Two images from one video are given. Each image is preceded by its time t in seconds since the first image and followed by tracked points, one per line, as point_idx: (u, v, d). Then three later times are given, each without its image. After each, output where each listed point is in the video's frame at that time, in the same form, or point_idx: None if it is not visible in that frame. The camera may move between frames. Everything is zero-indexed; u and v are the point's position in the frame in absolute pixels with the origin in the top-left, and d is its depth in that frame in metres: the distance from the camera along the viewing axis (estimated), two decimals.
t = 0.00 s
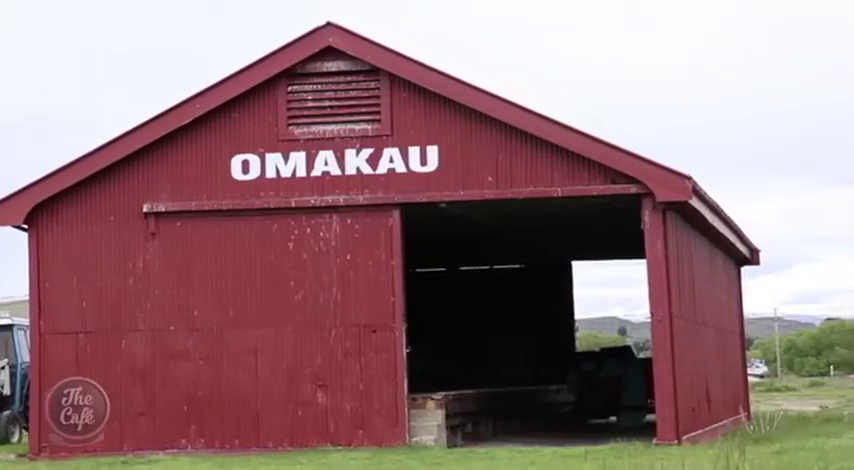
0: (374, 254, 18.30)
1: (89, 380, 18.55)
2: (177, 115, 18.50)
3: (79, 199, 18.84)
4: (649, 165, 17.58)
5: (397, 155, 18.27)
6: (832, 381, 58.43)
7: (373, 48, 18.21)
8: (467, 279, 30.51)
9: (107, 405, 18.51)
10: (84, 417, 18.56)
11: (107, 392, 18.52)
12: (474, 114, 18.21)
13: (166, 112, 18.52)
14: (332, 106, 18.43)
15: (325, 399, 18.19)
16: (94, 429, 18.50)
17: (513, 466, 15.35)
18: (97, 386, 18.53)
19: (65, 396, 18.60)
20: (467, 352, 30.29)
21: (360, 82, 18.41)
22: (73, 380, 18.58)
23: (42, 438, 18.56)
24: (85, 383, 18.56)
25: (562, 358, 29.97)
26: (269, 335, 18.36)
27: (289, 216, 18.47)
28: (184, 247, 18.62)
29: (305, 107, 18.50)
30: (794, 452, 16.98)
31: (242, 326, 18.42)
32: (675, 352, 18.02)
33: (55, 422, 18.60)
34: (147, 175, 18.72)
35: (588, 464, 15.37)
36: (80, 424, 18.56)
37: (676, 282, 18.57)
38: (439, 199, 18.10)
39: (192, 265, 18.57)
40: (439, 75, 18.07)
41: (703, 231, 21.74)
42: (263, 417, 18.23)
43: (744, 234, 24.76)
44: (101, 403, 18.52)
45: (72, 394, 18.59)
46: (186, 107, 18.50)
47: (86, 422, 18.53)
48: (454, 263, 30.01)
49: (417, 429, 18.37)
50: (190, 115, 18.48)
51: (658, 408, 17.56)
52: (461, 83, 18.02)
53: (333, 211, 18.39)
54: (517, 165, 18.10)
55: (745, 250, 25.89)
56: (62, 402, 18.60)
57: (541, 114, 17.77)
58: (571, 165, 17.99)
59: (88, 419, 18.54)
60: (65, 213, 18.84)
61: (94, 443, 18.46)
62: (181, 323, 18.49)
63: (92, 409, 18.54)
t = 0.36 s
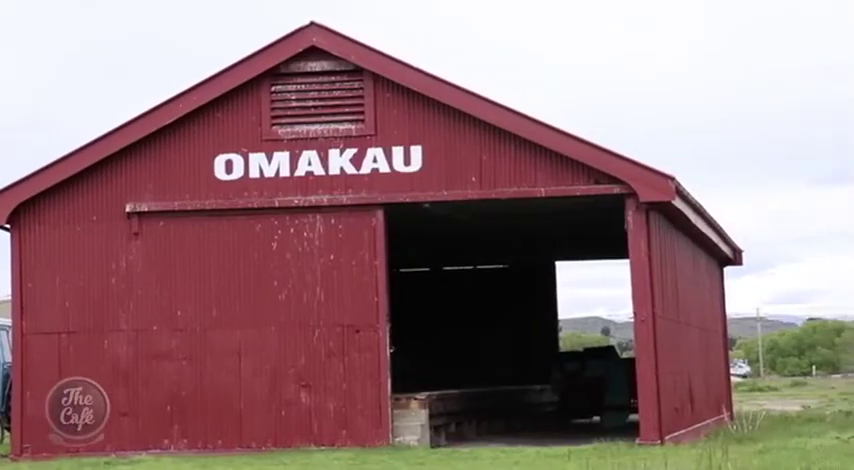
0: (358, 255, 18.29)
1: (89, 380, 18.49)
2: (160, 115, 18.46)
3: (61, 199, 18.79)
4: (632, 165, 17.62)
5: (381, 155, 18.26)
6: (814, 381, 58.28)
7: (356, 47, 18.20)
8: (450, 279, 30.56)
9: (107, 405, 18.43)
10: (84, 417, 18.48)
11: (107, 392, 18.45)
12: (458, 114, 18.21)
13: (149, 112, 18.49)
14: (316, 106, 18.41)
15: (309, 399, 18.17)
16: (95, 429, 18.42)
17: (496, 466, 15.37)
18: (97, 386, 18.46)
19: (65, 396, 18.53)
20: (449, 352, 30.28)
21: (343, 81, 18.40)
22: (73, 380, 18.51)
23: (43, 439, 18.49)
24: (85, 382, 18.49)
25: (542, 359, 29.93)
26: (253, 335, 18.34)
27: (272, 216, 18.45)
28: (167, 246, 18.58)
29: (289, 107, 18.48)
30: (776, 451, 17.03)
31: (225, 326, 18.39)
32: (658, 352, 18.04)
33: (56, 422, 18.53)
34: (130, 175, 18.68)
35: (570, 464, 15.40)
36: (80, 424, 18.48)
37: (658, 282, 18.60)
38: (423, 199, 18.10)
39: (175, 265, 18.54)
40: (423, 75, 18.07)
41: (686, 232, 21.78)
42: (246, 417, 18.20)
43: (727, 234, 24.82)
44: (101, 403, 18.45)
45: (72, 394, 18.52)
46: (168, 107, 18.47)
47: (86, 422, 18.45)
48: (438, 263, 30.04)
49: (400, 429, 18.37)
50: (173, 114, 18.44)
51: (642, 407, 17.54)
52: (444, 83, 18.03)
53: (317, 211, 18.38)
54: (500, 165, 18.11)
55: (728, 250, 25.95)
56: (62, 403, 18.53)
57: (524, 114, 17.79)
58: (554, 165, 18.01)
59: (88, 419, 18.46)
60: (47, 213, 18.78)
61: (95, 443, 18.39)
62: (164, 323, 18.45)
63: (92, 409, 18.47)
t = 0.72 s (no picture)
0: (341, 255, 18.28)
1: (88, 379, 18.40)
2: (141, 115, 18.43)
3: (42, 199, 18.74)
4: (614, 165, 17.66)
5: (363, 155, 18.26)
6: (795, 381, 58.19)
7: (339, 47, 18.19)
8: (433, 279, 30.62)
9: (107, 404, 18.34)
10: (85, 417, 18.39)
11: (107, 392, 18.35)
12: (440, 114, 18.22)
13: (130, 112, 18.44)
14: (298, 106, 18.39)
15: (291, 399, 18.14)
16: (95, 429, 18.32)
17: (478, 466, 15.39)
18: (97, 386, 18.37)
19: (65, 396, 18.46)
20: (432, 352, 30.28)
21: (326, 81, 18.38)
22: (73, 380, 18.43)
23: (44, 440, 18.40)
24: (85, 382, 18.40)
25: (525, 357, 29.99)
26: (234, 335, 18.31)
27: (254, 216, 18.42)
28: (149, 246, 18.54)
29: (271, 107, 18.46)
30: (757, 451, 17.08)
31: (207, 326, 18.35)
32: (640, 352, 18.08)
33: (55, 422, 18.45)
34: (112, 174, 18.63)
35: (552, 464, 15.42)
36: (80, 424, 18.39)
37: (640, 283, 18.64)
38: (405, 199, 18.10)
39: (157, 265, 18.50)
40: (405, 75, 18.07)
41: (667, 232, 21.83)
42: (228, 417, 18.17)
43: (709, 235, 24.88)
44: (101, 403, 18.35)
45: (72, 394, 18.45)
46: (150, 106, 18.43)
47: (86, 422, 18.36)
48: (420, 263, 30.08)
49: (383, 429, 18.35)
50: (154, 114, 18.41)
51: (624, 408, 17.61)
52: (427, 83, 18.03)
53: (299, 211, 18.36)
54: (483, 165, 18.12)
55: (709, 250, 26.01)
56: (63, 403, 18.45)
57: (507, 114, 17.80)
58: (537, 166, 18.04)
59: (88, 419, 18.37)
60: (28, 213, 18.74)
61: (95, 443, 18.29)
62: (146, 323, 18.41)
63: (92, 409, 18.38)
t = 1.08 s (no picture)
0: (322, 255, 18.26)
1: (89, 380, 18.31)
2: (122, 114, 18.38)
3: (22, 199, 18.69)
4: (596, 165, 17.70)
5: (345, 155, 18.25)
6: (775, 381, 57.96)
7: (320, 47, 18.17)
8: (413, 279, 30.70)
9: (107, 405, 18.27)
10: (84, 417, 18.31)
11: (107, 392, 18.29)
12: (422, 114, 18.22)
13: (110, 112, 18.39)
14: (279, 106, 18.37)
15: (272, 399, 18.12)
16: (96, 429, 18.24)
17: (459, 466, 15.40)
18: (97, 386, 18.30)
19: (65, 396, 18.37)
20: (411, 352, 30.21)
21: (307, 81, 18.37)
22: (73, 379, 18.34)
23: (43, 439, 18.31)
24: (85, 382, 18.31)
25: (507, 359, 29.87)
26: (215, 335, 18.28)
27: (236, 216, 18.39)
28: (130, 246, 18.49)
29: (253, 107, 18.43)
30: (738, 451, 17.13)
31: (188, 325, 18.32)
32: (621, 352, 18.11)
33: (55, 422, 18.36)
34: (92, 175, 18.58)
35: (533, 464, 15.43)
36: (80, 424, 18.30)
37: (622, 283, 18.67)
38: (386, 199, 18.10)
39: (138, 265, 18.45)
40: (386, 75, 18.06)
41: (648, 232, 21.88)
42: (209, 417, 18.14)
43: (689, 235, 24.94)
44: (101, 403, 18.28)
45: (72, 394, 18.36)
46: (130, 106, 18.38)
47: (86, 422, 18.28)
48: (401, 263, 30.10)
49: (364, 429, 18.36)
50: (135, 114, 18.37)
51: (605, 407, 17.64)
52: (408, 83, 18.03)
53: (281, 211, 18.34)
54: (464, 165, 18.13)
55: (690, 250, 26.07)
56: (62, 403, 18.36)
57: (488, 114, 17.81)
58: (518, 166, 18.05)
59: (88, 419, 18.29)
60: (8, 214, 18.69)
61: (96, 444, 18.21)
62: (126, 323, 18.36)
63: (92, 409, 18.29)
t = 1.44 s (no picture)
0: (303, 255, 18.24)
1: (89, 379, 18.25)
2: (103, 114, 18.33)
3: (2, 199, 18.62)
4: (577, 166, 17.73)
5: (326, 155, 18.23)
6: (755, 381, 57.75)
7: (302, 47, 18.15)
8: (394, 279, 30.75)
9: (107, 405, 18.20)
10: (84, 417, 18.23)
11: (107, 392, 18.22)
12: (403, 114, 18.22)
13: (89, 112, 18.34)
14: (261, 105, 18.34)
15: (253, 399, 18.09)
16: (96, 429, 18.16)
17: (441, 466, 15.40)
18: (97, 386, 18.24)
19: (65, 396, 18.28)
20: (393, 352, 30.18)
21: (288, 81, 18.34)
22: (73, 380, 18.26)
23: (43, 440, 18.20)
24: (85, 382, 18.25)
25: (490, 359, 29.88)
26: (196, 335, 18.24)
27: (217, 216, 18.36)
28: (110, 246, 18.43)
29: (234, 106, 18.40)
30: (718, 450, 17.18)
31: (168, 326, 18.27)
32: (602, 352, 18.14)
33: (55, 422, 18.27)
34: (73, 174, 18.52)
35: (514, 464, 15.44)
36: (80, 424, 18.23)
37: (603, 283, 18.70)
38: (368, 199, 18.09)
39: (118, 265, 18.40)
40: (368, 75, 18.05)
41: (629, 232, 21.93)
42: (190, 417, 18.10)
43: (670, 235, 25.00)
44: (101, 403, 18.21)
45: (72, 394, 18.27)
46: (111, 106, 18.33)
47: (86, 422, 18.20)
48: (383, 263, 30.11)
49: (345, 429, 18.36)
50: (116, 114, 18.32)
51: (585, 408, 17.63)
52: (390, 83, 18.03)
53: (262, 211, 18.31)
54: (446, 165, 18.13)
55: (671, 250, 26.12)
56: (62, 403, 18.26)
57: (470, 114, 17.82)
58: (500, 166, 18.07)
59: (88, 419, 18.21)
60: None
61: (96, 443, 18.13)
62: (107, 323, 18.30)
63: (92, 409, 18.22)
